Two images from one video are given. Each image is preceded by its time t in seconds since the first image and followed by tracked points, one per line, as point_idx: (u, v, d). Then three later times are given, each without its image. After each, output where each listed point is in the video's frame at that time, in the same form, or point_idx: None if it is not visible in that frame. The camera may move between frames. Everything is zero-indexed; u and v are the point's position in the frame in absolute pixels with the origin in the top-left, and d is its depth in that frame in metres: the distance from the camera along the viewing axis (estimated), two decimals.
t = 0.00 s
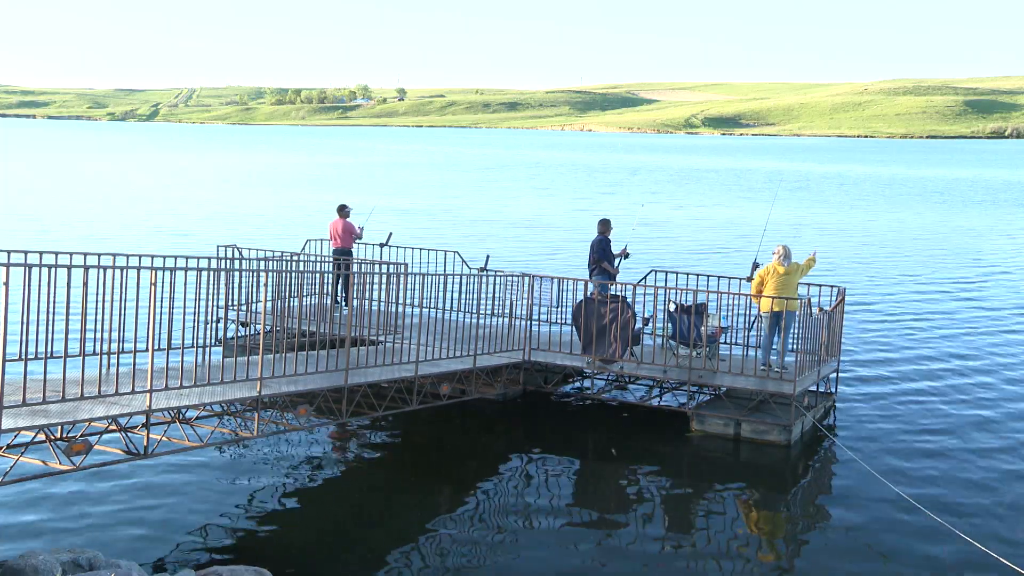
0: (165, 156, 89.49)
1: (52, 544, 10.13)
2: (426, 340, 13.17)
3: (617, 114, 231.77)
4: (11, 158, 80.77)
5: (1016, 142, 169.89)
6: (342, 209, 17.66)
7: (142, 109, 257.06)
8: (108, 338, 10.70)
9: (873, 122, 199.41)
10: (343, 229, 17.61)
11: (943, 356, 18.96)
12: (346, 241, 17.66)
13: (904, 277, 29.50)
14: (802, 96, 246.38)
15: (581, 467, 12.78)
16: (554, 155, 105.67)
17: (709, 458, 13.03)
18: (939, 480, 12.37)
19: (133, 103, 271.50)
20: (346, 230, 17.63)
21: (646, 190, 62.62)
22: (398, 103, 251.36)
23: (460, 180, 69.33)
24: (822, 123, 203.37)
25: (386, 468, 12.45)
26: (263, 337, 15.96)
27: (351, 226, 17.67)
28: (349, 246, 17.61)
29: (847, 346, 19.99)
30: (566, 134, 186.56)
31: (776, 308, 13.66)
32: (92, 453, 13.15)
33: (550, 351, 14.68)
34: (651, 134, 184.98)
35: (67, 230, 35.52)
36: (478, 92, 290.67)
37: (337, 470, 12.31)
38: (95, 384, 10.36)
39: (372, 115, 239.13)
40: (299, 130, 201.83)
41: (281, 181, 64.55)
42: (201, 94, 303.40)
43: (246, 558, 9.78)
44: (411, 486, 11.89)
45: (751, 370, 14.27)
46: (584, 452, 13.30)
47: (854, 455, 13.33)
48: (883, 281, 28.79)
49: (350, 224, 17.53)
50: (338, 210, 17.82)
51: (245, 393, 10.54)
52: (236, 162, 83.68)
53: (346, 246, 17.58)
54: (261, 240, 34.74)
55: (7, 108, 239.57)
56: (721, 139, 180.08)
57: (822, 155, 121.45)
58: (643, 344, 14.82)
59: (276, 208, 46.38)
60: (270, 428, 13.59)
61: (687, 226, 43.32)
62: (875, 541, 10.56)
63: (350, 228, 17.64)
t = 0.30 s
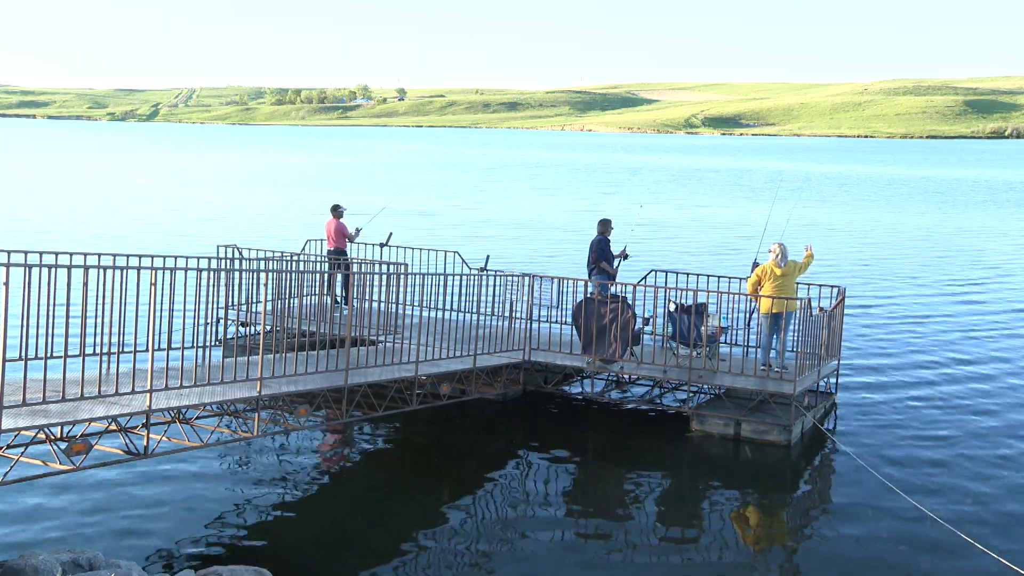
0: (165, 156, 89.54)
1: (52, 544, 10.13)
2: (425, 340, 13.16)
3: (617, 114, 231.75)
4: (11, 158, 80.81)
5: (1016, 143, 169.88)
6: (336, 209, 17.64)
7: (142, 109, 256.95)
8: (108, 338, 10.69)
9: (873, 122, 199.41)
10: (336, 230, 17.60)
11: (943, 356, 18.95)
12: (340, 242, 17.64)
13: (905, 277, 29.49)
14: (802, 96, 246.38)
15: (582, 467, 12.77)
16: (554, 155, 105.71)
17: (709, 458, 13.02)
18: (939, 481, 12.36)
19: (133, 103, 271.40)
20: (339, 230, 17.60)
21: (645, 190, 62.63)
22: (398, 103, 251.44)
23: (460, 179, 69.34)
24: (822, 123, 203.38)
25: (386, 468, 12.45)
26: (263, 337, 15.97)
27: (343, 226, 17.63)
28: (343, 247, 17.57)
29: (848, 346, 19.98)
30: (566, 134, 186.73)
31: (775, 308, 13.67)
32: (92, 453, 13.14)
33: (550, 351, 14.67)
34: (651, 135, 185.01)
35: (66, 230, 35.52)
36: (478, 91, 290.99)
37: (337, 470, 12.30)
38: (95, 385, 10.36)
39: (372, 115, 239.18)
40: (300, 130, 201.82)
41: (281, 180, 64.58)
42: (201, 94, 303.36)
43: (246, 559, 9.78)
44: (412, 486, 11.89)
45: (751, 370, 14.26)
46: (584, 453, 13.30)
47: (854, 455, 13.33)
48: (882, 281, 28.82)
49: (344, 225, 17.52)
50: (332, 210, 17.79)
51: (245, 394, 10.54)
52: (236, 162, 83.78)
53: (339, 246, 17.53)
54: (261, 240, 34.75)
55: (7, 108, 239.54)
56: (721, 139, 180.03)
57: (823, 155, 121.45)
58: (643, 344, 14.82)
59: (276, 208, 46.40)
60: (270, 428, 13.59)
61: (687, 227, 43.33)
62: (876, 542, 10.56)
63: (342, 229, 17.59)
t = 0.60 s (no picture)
0: (165, 156, 89.50)
1: (53, 544, 10.14)
2: (425, 340, 13.17)
3: (618, 114, 231.73)
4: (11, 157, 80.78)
5: (1016, 143, 169.84)
6: (334, 209, 17.65)
7: (142, 108, 256.79)
8: (107, 338, 10.69)
9: (873, 122, 199.41)
10: (334, 230, 17.60)
11: (942, 357, 18.94)
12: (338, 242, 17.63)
13: (904, 277, 29.54)
14: (802, 96, 246.40)
15: (581, 466, 12.78)
16: (554, 155, 105.73)
17: (709, 458, 13.02)
18: (938, 481, 12.38)
19: (133, 103, 271.29)
20: (337, 231, 17.61)
21: (645, 190, 62.65)
22: (398, 103, 251.42)
23: (460, 179, 69.33)
24: (822, 123, 203.37)
25: (386, 468, 12.45)
26: (263, 337, 15.98)
27: (341, 226, 17.63)
28: (342, 246, 17.57)
29: (848, 346, 19.97)
30: (566, 134, 186.82)
31: (774, 308, 13.67)
32: (92, 453, 13.16)
33: (550, 351, 14.68)
34: (651, 134, 184.96)
35: (66, 230, 35.51)
36: (478, 91, 290.88)
37: (337, 470, 12.30)
38: (94, 385, 10.36)
39: (372, 115, 239.14)
40: (299, 130, 201.75)
41: (281, 181, 64.58)
42: (201, 94, 303.22)
43: (247, 558, 9.78)
44: (413, 486, 11.89)
45: (751, 370, 14.26)
46: (584, 453, 13.30)
47: (854, 455, 13.35)
48: (882, 281, 28.85)
49: (342, 225, 17.53)
50: (331, 210, 17.80)
51: (245, 393, 10.54)
52: (236, 162, 83.73)
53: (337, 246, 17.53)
54: (261, 240, 34.75)
55: (7, 108, 239.48)
56: (721, 138, 179.96)
57: (823, 155, 121.45)
58: (643, 344, 14.83)
59: (276, 209, 46.39)
60: (271, 428, 13.61)
61: (687, 227, 43.37)
62: (874, 540, 10.58)
63: (340, 230, 17.61)
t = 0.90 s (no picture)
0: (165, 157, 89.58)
1: (52, 543, 10.15)
2: (426, 340, 13.16)
3: (618, 114, 231.82)
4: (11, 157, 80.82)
5: (1016, 143, 169.88)
6: (334, 209, 17.63)
7: (142, 109, 256.77)
8: (108, 338, 10.69)
9: (873, 122, 199.48)
10: (335, 231, 17.59)
11: (942, 357, 18.94)
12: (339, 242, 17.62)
13: (904, 277, 29.56)
14: (802, 96, 246.51)
15: (582, 466, 12.79)
16: (555, 155, 105.81)
17: (709, 457, 13.03)
18: (937, 481, 12.39)
19: (133, 103, 271.30)
20: (338, 231, 17.60)
21: (645, 190, 62.68)
22: (398, 103, 251.31)
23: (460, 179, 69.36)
24: (822, 124, 203.43)
25: (386, 468, 12.45)
26: (263, 337, 16.00)
27: (342, 226, 17.61)
28: (343, 246, 17.58)
29: (847, 346, 19.96)
30: (566, 134, 186.75)
31: (773, 310, 13.68)
32: (92, 453, 13.17)
33: (550, 351, 14.68)
34: (651, 135, 185.02)
35: (67, 230, 35.55)
36: (478, 91, 290.86)
37: (337, 470, 12.30)
38: (94, 384, 10.36)
39: (372, 115, 239.23)
40: (300, 130, 201.76)
41: (282, 181, 64.65)
42: (201, 94, 303.18)
43: (248, 558, 9.79)
44: (413, 485, 11.90)
45: (751, 370, 14.26)
46: (584, 452, 13.31)
47: (854, 455, 13.34)
48: (881, 281, 28.88)
49: (342, 225, 17.51)
50: (331, 210, 17.78)
51: (245, 393, 10.54)
52: (236, 162, 83.80)
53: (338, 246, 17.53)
54: (261, 240, 34.77)
55: (7, 108, 239.56)
56: (721, 138, 179.98)
57: (823, 155, 121.45)
58: (643, 344, 14.83)
59: (277, 209, 46.42)
60: (270, 427, 13.60)
61: (687, 227, 43.39)
62: (874, 541, 10.58)
63: (341, 230, 17.59)
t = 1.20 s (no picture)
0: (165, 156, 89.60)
1: (53, 544, 10.15)
2: (426, 340, 13.16)
3: (618, 113, 231.81)
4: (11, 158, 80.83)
5: (1016, 142, 169.86)
6: (335, 209, 17.60)
7: (142, 109, 256.64)
8: (108, 338, 10.69)
9: (873, 122, 199.48)
10: (337, 230, 17.58)
11: (942, 358, 18.92)
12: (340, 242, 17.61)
13: (904, 277, 29.57)
14: (802, 96, 246.52)
15: (582, 466, 12.80)
16: (555, 155, 105.83)
17: (709, 457, 13.03)
18: (937, 481, 12.40)
19: (133, 103, 271.27)
20: (340, 230, 17.58)
21: (646, 190, 62.67)
22: (398, 103, 251.31)
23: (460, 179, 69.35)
24: (822, 123, 203.44)
25: (386, 468, 12.45)
26: (263, 337, 16.00)
27: (343, 226, 17.59)
28: (344, 246, 17.57)
29: (847, 347, 19.94)
30: (566, 134, 186.66)
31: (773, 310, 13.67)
32: (92, 453, 13.17)
33: (550, 351, 14.67)
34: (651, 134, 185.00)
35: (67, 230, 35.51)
36: (478, 91, 290.80)
37: (338, 470, 12.30)
38: (95, 385, 10.36)
39: (372, 115, 239.24)
40: (300, 130, 201.73)
41: (282, 181, 64.65)
42: (201, 94, 303.09)
43: (248, 557, 9.81)
44: (413, 486, 11.90)
45: (751, 370, 14.26)
46: (584, 452, 13.31)
47: (853, 455, 13.34)
48: (881, 281, 28.88)
49: (344, 225, 17.50)
50: (332, 209, 17.74)
51: (245, 394, 10.55)
52: (236, 162, 83.81)
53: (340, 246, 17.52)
54: (261, 240, 34.77)
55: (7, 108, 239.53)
56: (721, 138, 179.97)
57: (824, 155, 121.43)
58: (643, 344, 14.82)
59: (277, 208, 46.42)
60: (270, 428, 13.60)
61: (686, 227, 43.41)
62: (874, 541, 10.58)
63: (343, 230, 17.56)
